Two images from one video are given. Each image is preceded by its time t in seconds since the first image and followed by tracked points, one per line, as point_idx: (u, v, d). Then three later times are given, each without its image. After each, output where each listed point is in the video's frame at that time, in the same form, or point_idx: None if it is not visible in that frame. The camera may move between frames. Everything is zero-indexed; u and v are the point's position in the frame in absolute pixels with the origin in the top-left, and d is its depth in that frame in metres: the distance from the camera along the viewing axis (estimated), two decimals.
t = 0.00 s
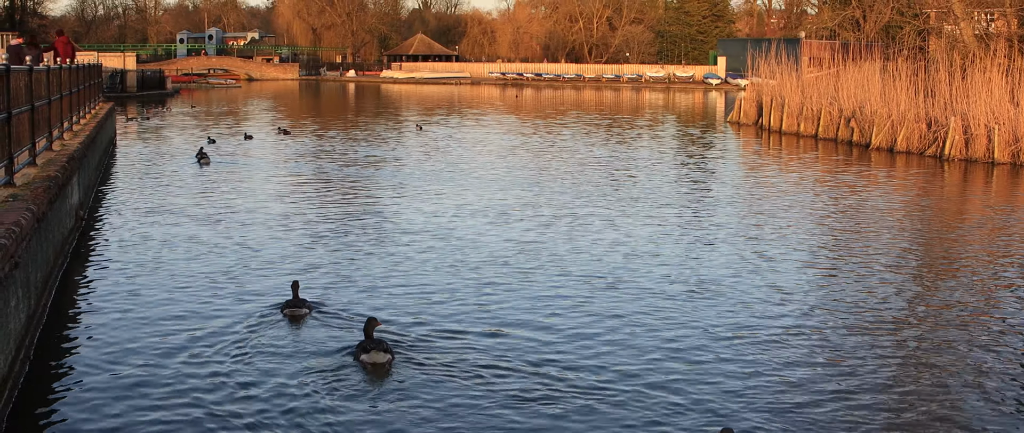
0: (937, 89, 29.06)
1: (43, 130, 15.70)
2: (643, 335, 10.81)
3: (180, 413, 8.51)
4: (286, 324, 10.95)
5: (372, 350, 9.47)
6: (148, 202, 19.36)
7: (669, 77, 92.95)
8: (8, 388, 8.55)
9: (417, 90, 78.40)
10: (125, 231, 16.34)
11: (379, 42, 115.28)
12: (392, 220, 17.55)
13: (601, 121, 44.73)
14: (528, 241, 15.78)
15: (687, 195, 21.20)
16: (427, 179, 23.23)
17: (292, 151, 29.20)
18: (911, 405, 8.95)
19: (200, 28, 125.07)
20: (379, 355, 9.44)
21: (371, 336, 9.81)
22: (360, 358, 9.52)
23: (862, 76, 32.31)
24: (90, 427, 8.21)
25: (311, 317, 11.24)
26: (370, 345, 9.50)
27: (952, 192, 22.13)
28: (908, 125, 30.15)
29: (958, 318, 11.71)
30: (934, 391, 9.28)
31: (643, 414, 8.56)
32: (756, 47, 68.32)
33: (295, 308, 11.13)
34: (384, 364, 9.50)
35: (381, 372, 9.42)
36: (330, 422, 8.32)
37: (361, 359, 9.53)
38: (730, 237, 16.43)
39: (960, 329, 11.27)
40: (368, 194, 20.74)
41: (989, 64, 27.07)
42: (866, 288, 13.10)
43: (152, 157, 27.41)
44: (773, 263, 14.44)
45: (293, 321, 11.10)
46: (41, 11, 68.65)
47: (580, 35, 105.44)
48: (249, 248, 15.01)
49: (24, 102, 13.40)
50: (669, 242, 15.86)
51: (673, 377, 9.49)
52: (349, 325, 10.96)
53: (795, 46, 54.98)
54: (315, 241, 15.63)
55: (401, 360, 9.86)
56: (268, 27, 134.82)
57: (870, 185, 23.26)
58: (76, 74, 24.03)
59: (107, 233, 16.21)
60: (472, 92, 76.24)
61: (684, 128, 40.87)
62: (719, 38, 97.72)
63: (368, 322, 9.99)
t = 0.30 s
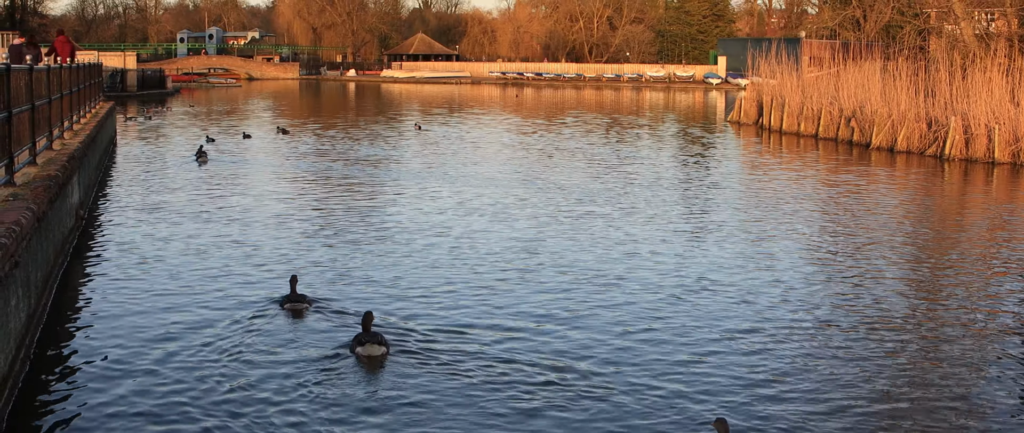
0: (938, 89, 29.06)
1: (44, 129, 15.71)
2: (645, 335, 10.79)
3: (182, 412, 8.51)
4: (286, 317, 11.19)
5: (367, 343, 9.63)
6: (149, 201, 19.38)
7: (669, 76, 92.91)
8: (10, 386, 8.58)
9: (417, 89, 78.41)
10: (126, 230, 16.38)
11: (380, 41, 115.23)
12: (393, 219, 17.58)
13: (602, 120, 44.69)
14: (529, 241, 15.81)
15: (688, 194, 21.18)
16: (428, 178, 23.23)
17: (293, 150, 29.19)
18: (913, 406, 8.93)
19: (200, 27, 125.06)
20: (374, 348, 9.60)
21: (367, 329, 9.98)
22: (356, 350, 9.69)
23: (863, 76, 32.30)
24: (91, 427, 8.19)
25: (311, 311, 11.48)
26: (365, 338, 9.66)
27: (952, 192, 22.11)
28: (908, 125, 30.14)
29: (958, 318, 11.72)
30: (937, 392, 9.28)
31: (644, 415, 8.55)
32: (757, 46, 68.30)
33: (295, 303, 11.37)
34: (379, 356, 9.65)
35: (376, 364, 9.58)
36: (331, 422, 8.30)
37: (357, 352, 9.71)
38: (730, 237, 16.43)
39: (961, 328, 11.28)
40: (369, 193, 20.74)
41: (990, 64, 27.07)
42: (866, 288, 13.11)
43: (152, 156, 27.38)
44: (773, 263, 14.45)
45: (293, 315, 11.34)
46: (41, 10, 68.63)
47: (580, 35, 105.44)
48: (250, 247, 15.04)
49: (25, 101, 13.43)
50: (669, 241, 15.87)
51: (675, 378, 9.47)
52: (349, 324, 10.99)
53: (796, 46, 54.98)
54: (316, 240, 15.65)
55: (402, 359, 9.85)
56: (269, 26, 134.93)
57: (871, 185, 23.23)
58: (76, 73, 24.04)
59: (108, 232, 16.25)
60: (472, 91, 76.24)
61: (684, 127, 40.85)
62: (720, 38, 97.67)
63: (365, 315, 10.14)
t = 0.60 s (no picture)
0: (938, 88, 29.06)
1: (44, 128, 15.73)
2: (644, 334, 10.77)
3: (182, 412, 8.49)
4: (285, 311, 11.35)
5: (363, 337, 9.77)
6: (149, 199, 19.41)
7: (670, 76, 92.89)
8: (9, 384, 8.62)
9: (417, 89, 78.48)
10: (126, 228, 16.40)
11: (380, 41, 115.22)
12: (394, 218, 17.59)
13: (603, 119, 44.68)
14: (529, 239, 15.83)
15: (689, 194, 21.17)
16: (429, 177, 23.22)
17: (293, 149, 29.21)
18: (911, 406, 8.91)
19: (201, 26, 125.10)
20: (370, 342, 9.74)
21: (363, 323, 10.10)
22: (352, 344, 9.82)
23: (863, 75, 32.28)
24: (90, 427, 8.18)
25: (309, 305, 11.65)
26: (361, 332, 9.80)
27: (953, 192, 22.08)
28: (909, 125, 30.12)
29: (959, 318, 11.72)
30: (936, 392, 9.25)
31: (643, 414, 8.55)
32: (758, 45, 68.27)
33: (294, 297, 11.53)
34: (374, 350, 9.80)
35: (371, 358, 9.72)
36: (331, 422, 8.29)
37: (352, 345, 9.85)
38: (730, 236, 16.42)
39: (960, 327, 11.29)
40: (370, 192, 20.76)
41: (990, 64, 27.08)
42: (866, 287, 13.10)
43: (153, 155, 27.44)
44: (774, 262, 14.44)
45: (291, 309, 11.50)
46: (41, 8, 68.69)
47: (581, 34, 105.46)
48: (249, 245, 15.07)
49: (26, 100, 13.45)
50: (669, 240, 15.86)
51: (674, 377, 9.45)
52: (348, 322, 11.02)
53: (797, 45, 54.95)
54: (316, 238, 15.67)
55: (401, 358, 9.86)
56: (269, 25, 134.87)
57: (871, 184, 23.22)
58: (77, 72, 24.06)
59: (109, 230, 16.28)
60: (472, 90, 76.19)
61: (684, 127, 40.85)
62: (721, 37, 97.63)
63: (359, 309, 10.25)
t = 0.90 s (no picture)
0: (939, 88, 29.04)
1: (43, 126, 15.69)
2: (645, 334, 10.74)
3: (181, 412, 8.44)
4: (283, 305, 11.55)
5: (362, 329, 9.97)
6: (149, 199, 19.39)
7: (670, 75, 92.87)
8: (9, 384, 8.60)
9: (418, 88, 78.47)
10: (126, 228, 16.37)
11: (381, 40, 115.19)
12: (394, 217, 17.58)
13: (603, 119, 44.66)
14: (529, 238, 15.83)
15: (689, 194, 21.13)
16: (429, 177, 23.19)
17: (293, 148, 29.19)
18: (911, 406, 8.89)
19: (201, 26, 125.07)
20: (369, 333, 9.95)
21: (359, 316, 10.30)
22: (350, 336, 10.01)
23: (865, 75, 32.25)
24: (89, 427, 8.13)
25: (307, 299, 11.87)
26: (360, 324, 10.01)
27: (954, 192, 22.04)
28: (910, 125, 30.10)
29: (959, 317, 11.72)
30: (937, 394, 9.18)
31: (643, 412, 8.55)
32: (758, 44, 68.27)
33: (293, 291, 11.76)
34: (372, 341, 10.00)
35: (370, 348, 9.92)
36: (330, 423, 8.23)
37: (351, 337, 10.04)
38: (731, 235, 16.39)
39: (960, 328, 11.26)
40: (370, 191, 20.75)
41: (992, 63, 27.05)
42: (867, 287, 13.09)
43: (153, 154, 27.41)
44: (775, 262, 14.42)
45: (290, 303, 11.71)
46: (42, 7, 68.63)
47: (581, 34, 105.44)
48: (250, 244, 15.06)
49: (26, 98, 13.42)
50: (670, 240, 15.85)
51: (675, 379, 9.38)
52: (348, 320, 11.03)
53: (797, 45, 54.93)
54: (317, 237, 15.66)
55: (401, 355, 9.86)
56: (270, 24, 134.89)
57: (872, 184, 23.19)
58: (77, 71, 24.03)
59: (108, 229, 16.26)
60: (473, 90, 76.14)
61: (685, 127, 40.82)
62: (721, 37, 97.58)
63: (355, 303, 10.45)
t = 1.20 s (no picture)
0: (939, 89, 29.04)
1: (44, 126, 15.68)
2: (645, 334, 10.77)
3: (179, 413, 8.41)
4: (281, 300, 11.72)
5: (358, 326, 10.13)
6: (150, 199, 19.39)
7: (671, 75, 92.89)
8: (10, 385, 8.59)
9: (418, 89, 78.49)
10: (127, 228, 16.37)
11: (381, 41, 115.18)
12: (394, 217, 17.60)
13: (604, 120, 44.67)
14: (529, 238, 15.85)
15: (689, 194, 21.12)
16: (429, 177, 23.18)
17: (293, 149, 29.18)
18: (910, 405, 8.91)
19: (202, 26, 125.06)
20: (365, 330, 10.11)
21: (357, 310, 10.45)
22: (347, 332, 10.19)
23: (865, 76, 32.24)
24: (88, 428, 8.11)
25: (306, 294, 12.05)
26: (356, 321, 10.18)
27: (954, 193, 22.02)
28: (910, 125, 30.09)
29: (959, 317, 11.74)
30: (937, 395, 9.16)
31: (644, 411, 8.57)
32: (759, 45, 68.27)
33: (292, 286, 11.95)
34: (369, 337, 10.16)
35: (366, 344, 10.09)
36: (330, 423, 8.25)
37: (347, 333, 10.22)
38: (731, 236, 16.39)
39: (960, 328, 11.25)
40: (371, 191, 20.76)
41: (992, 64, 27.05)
42: (867, 287, 13.10)
43: (153, 155, 27.39)
44: (775, 262, 14.43)
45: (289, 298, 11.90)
46: (42, 7, 68.59)
47: (582, 34, 105.45)
48: (250, 245, 15.07)
49: (26, 98, 13.40)
50: (671, 240, 15.85)
51: (674, 379, 9.36)
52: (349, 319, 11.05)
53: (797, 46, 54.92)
54: (317, 237, 15.68)
55: (401, 354, 9.89)
56: (270, 25, 134.89)
57: (872, 185, 23.16)
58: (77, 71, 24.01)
59: (109, 230, 16.26)
60: (473, 91, 76.13)
61: (685, 127, 40.82)
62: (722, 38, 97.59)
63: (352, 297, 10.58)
